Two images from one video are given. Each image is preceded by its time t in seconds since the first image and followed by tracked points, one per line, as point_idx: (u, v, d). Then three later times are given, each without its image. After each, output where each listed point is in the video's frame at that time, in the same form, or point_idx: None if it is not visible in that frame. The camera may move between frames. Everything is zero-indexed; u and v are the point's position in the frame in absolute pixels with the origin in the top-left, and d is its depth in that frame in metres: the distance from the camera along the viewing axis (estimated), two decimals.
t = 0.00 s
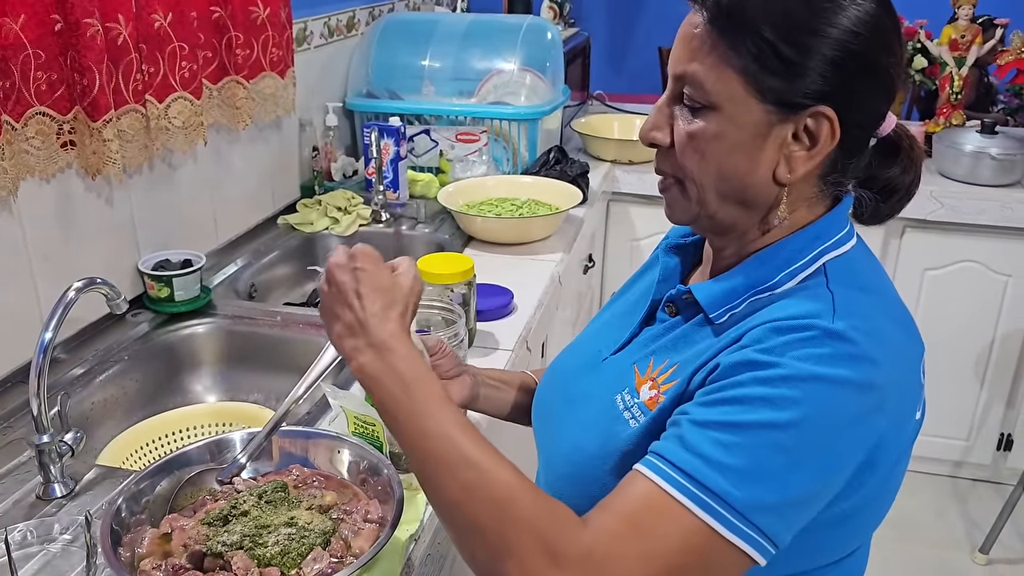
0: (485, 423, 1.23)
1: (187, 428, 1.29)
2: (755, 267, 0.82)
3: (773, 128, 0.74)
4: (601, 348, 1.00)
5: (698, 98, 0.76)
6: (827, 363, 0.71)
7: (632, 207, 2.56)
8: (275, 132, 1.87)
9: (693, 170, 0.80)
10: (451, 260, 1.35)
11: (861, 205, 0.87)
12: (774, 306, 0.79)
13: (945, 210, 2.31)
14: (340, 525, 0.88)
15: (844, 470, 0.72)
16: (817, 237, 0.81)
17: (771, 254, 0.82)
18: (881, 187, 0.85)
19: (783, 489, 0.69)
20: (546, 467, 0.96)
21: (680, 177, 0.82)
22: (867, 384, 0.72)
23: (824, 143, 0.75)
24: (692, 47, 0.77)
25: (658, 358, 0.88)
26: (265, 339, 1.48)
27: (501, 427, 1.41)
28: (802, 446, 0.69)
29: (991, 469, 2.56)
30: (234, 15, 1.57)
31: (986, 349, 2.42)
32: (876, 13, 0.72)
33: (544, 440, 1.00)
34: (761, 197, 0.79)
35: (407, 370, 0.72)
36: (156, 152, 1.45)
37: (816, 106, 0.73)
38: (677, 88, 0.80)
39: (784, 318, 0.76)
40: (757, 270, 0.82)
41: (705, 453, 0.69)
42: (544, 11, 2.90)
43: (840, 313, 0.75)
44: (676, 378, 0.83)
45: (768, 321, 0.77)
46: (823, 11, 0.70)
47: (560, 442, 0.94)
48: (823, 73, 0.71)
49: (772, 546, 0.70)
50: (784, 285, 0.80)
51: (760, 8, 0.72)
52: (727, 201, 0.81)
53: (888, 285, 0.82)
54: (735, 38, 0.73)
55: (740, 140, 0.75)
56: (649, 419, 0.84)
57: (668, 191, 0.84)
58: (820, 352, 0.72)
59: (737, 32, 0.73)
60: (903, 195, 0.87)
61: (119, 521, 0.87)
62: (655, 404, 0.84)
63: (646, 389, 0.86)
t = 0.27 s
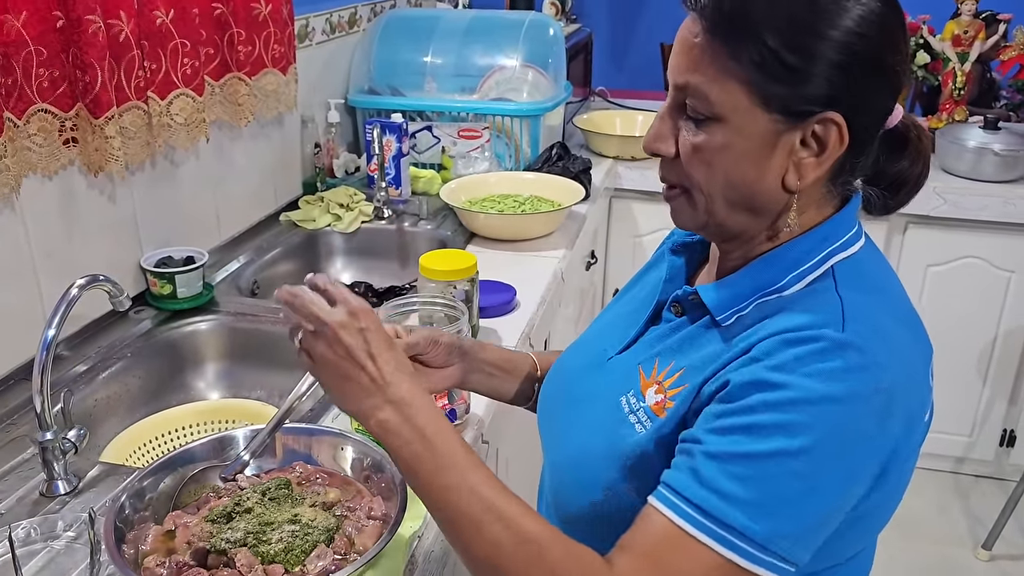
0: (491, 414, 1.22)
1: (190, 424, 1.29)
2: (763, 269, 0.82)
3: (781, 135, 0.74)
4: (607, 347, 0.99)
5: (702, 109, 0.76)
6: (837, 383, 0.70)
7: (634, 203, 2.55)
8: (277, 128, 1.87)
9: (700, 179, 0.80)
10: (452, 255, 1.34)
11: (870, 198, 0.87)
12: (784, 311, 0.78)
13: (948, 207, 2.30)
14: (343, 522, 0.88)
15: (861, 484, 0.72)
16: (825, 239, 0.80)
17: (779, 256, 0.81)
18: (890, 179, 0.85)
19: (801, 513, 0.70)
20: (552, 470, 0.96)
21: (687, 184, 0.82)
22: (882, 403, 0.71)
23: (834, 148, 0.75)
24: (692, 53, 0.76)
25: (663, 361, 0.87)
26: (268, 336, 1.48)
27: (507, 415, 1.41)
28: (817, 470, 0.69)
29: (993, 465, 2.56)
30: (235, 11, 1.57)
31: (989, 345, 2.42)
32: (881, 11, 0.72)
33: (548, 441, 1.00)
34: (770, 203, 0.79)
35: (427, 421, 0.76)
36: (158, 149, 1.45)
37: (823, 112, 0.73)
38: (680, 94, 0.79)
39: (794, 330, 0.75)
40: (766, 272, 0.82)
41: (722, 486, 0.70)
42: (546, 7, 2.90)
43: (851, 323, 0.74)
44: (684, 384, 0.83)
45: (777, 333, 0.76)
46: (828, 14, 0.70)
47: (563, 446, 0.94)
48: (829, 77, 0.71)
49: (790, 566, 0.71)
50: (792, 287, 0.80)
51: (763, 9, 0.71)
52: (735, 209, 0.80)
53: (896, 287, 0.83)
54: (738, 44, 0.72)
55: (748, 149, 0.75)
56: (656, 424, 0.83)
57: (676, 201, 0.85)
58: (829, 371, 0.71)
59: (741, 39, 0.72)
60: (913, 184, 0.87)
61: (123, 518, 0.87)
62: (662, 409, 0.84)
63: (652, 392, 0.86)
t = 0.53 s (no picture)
0: (493, 404, 1.22)
1: (190, 418, 1.29)
2: (776, 276, 0.80)
3: (777, 144, 0.74)
4: (612, 346, 0.98)
5: (692, 128, 0.76)
6: (879, 434, 0.71)
7: (636, 194, 2.54)
8: (276, 121, 1.86)
9: (699, 198, 0.79)
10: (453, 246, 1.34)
11: (881, 183, 0.85)
12: (800, 329, 0.76)
13: (950, 198, 2.29)
14: (345, 515, 0.88)
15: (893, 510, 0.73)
16: (836, 242, 0.79)
17: (790, 262, 0.80)
18: (899, 163, 0.83)
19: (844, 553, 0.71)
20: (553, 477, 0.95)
21: (687, 204, 0.82)
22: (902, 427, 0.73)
23: (833, 152, 0.74)
24: (676, 76, 0.76)
25: (670, 370, 0.86)
26: (269, 329, 1.48)
27: (509, 405, 1.41)
28: (869, 524, 0.71)
29: (995, 456, 2.56)
30: (234, 3, 1.56)
31: (991, 337, 2.41)
32: (867, 6, 0.70)
33: (549, 443, 0.99)
34: (772, 212, 0.79)
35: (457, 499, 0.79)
36: (158, 142, 1.44)
37: (818, 117, 0.72)
38: (667, 116, 0.79)
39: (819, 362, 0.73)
40: (777, 280, 0.80)
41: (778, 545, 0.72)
42: None
43: (872, 344, 0.73)
44: (693, 398, 0.81)
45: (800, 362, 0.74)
46: (813, 20, 0.69)
47: (564, 453, 0.93)
48: (824, 83, 0.71)
49: None
50: (804, 295, 0.77)
51: (744, 26, 0.71)
52: (739, 222, 0.80)
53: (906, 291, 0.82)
54: (721, 64, 0.73)
55: (745, 163, 0.75)
56: (665, 438, 0.82)
57: (677, 215, 0.84)
58: (873, 420, 0.71)
59: (726, 59, 0.72)
60: (924, 164, 0.84)
61: (124, 511, 0.86)
62: (671, 423, 0.82)
63: (660, 403, 0.84)
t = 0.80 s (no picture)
0: (499, 394, 1.21)
1: (193, 407, 1.28)
2: (798, 278, 0.79)
3: (787, 146, 0.73)
4: (619, 345, 0.97)
5: (700, 131, 0.76)
6: (946, 439, 0.69)
7: (641, 182, 2.52)
8: (279, 108, 1.85)
9: (708, 200, 0.79)
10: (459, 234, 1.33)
11: (897, 169, 0.82)
12: (829, 336, 0.75)
13: (958, 185, 2.27)
14: (349, 505, 0.87)
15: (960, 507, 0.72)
16: (857, 240, 0.79)
17: (814, 263, 0.79)
18: (914, 148, 0.80)
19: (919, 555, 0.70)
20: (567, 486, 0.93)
21: (695, 205, 0.82)
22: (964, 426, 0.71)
23: (849, 151, 0.73)
24: (680, 79, 0.76)
25: (689, 376, 0.85)
26: (272, 317, 1.47)
27: (514, 394, 1.40)
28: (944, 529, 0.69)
29: (1001, 445, 2.55)
30: None
31: (998, 325, 2.40)
32: None
33: (559, 451, 0.98)
34: (785, 212, 0.78)
35: None
36: (160, 129, 1.43)
37: (834, 115, 0.71)
38: (673, 118, 0.79)
39: (858, 376, 0.71)
40: (796, 283, 0.79)
41: (855, 562, 0.71)
42: None
43: (910, 351, 0.71)
44: (716, 406, 0.81)
45: (834, 376, 0.73)
46: (817, 14, 0.68)
47: (578, 463, 0.91)
48: (832, 79, 0.69)
49: None
50: (827, 297, 0.77)
51: (747, 28, 0.71)
52: (749, 223, 0.80)
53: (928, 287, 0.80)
54: (726, 64, 0.72)
55: (754, 165, 0.74)
56: (688, 448, 0.81)
57: (685, 217, 0.84)
58: (935, 426, 0.69)
59: (729, 59, 0.72)
60: (940, 145, 0.81)
61: (126, 500, 0.86)
62: (694, 432, 0.81)
63: (680, 411, 0.83)
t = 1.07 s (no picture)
0: (504, 382, 1.20)
1: (197, 395, 1.27)
2: (818, 273, 0.80)
3: (805, 143, 0.72)
4: (630, 339, 0.96)
5: (713, 131, 0.75)
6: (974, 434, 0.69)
7: (647, 169, 2.51)
8: (284, 94, 1.83)
9: (722, 199, 0.78)
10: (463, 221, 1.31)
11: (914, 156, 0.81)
12: (851, 332, 0.75)
13: (967, 173, 2.25)
14: (355, 494, 0.87)
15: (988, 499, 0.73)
16: (875, 232, 0.79)
17: (833, 257, 0.79)
18: (932, 133, 0.78)
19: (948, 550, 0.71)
20: (583, 479, 0.94)
21: (709, 204, 0.80)
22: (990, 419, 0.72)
23: (867, 145, 0.71)
24: (691, 78, 0.75)
25: (706, 372, 0.85)
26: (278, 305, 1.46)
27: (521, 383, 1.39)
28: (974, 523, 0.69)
29: (1008, 434, 2.54)
30: None
31: (1006, 313, 2.38)
32: None
33: (573, 446, 0.98)
34: (802, 209, 0.77)
35: None
36: (163, 114, 1.42)
37: (851, 110, 0.70)
38: (684, 116, 0.78)
39: (881, 371, 0.72)
40: (815, 276, 0.80)
41: (881, 558, 0.71)
42: None
43: (935, 344, 0.71)
44: (738, 402, 0.82)
45: (856, 372, 0.73)
46: (832, 8, 0.67)
47: (595, 458, 0.92)
48: (849, 75, 0.68)
49: None
50: (848, 289, 0.77)
51: (759, 25, 0.69)
52: (766, 220, 0.79)
53: (945, 273, 0.80)
54: (738, 63, 0.71)
55: (771, 163, 0.73)
56: (708, 446, 0.82)
57: (697, 214, 0.83)
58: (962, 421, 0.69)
59: (742, 57, 0.71)
60: (960, 128, 0.79)
61: (131, 489, 0.85)
62: (712, 429, 0.82)
63: (698, 407, 0.84)
